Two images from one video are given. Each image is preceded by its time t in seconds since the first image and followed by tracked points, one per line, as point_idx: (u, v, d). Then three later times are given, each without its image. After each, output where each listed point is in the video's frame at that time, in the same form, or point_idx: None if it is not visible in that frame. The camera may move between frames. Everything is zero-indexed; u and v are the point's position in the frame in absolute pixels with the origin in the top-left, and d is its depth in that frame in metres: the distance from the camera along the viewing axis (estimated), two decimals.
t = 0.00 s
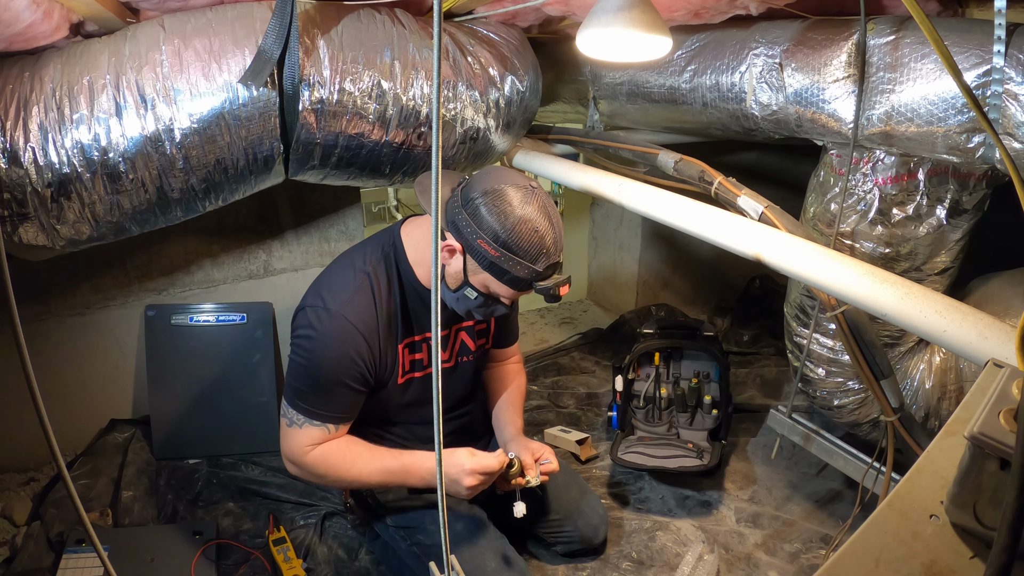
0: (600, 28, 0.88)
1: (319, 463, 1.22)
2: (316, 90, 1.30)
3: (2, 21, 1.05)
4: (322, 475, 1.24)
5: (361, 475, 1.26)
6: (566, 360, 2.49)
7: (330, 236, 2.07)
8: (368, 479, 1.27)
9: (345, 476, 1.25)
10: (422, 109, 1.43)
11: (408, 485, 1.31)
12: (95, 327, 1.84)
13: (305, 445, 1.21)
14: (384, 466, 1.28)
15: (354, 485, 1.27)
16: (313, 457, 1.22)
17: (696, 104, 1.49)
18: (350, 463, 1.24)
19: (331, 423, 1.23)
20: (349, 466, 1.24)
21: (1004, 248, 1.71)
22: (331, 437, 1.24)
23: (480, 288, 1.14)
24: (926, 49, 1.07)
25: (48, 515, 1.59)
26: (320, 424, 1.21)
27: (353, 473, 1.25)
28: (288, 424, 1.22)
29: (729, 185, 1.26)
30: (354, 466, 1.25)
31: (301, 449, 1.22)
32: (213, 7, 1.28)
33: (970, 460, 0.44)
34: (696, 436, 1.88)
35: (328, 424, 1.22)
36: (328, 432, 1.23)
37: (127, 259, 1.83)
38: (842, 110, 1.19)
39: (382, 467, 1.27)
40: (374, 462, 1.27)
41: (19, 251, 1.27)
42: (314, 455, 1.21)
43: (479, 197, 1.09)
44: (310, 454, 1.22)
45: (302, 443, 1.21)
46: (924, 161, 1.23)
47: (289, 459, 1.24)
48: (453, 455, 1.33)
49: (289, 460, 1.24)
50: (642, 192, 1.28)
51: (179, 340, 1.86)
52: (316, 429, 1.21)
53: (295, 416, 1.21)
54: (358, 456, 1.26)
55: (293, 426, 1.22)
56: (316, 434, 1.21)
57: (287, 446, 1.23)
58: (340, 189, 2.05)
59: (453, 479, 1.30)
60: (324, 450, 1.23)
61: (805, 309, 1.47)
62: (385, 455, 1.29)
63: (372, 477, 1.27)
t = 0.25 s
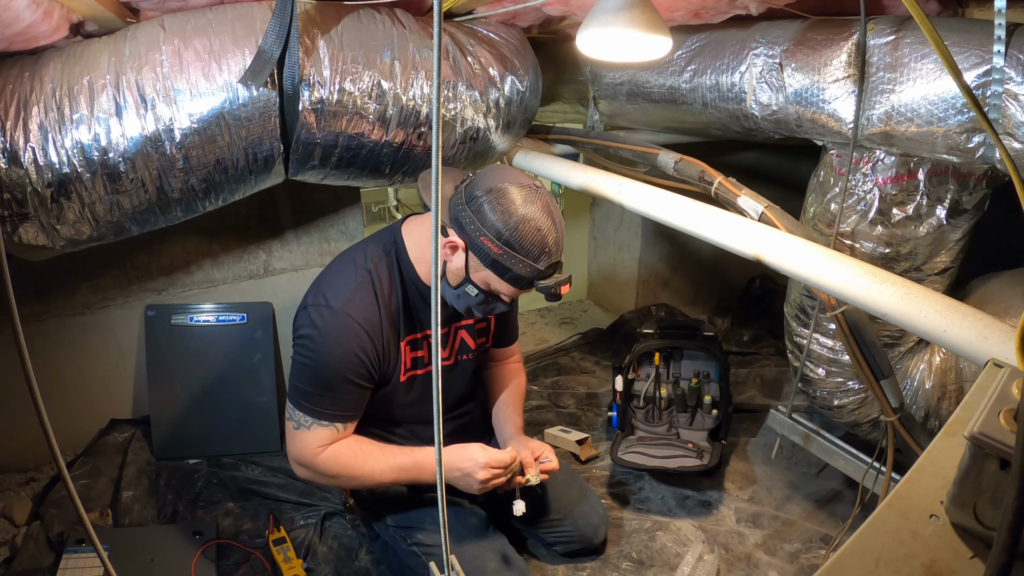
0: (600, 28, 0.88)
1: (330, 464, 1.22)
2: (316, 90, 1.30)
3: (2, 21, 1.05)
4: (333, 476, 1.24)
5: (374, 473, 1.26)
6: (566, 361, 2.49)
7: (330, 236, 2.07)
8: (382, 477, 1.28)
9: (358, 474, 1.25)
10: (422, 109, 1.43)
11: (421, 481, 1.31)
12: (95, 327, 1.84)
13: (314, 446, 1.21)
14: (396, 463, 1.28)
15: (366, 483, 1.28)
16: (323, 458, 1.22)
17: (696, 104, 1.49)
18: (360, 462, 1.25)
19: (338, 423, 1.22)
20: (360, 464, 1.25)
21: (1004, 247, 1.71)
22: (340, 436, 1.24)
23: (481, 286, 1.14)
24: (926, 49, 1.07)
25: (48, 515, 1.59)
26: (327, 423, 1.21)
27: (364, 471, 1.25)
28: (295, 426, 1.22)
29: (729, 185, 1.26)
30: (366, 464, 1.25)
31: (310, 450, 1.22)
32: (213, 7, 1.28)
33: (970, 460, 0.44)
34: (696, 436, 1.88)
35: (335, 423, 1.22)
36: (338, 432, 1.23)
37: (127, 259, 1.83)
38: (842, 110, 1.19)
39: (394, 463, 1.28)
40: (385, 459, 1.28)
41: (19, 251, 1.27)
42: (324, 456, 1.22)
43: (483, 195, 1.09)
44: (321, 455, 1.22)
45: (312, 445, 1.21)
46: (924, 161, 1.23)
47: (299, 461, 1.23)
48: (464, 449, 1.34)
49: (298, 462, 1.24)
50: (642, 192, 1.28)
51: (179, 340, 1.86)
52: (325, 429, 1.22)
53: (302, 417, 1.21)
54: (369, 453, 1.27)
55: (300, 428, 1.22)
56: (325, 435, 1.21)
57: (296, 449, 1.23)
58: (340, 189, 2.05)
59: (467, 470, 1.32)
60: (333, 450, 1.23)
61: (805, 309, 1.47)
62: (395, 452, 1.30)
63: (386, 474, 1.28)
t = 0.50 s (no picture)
0: (600, 28, 0.88)
1: (330, 465, 1.22)
2: (316, 90, 1.30)
3: (2, 21, 1.05)
4: (332, 477, 1.24)
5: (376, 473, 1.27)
6: (566, 361, 2.49)
7: (330, 236, 2.07)
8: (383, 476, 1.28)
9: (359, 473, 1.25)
10: (422, 109, 1.43)
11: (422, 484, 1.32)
12: (95, 327, 1.84)
13: (315, 447, 1.21)
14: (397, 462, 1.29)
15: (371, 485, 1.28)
16: (323, 459, 1.22)
17: (696, 104, 1.49)
18: (362, 463, 1.25)
19: (341, 423, 1.22)
20: (362, 465, 1.25)
21: (1004, 247, 1.71)
22: (340, 437, 1.24)
23: (489, 288, 1.13)
24: (926, 49, 1.07)
25: (48, 515, 1.59)
26: (330, 424, 1.21)
27: (366, 472, 1.25)
28: (298, 426, 1.22)
29: (729, 185, 1.26)
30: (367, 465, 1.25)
31: (311, 451, 1.21)
32: (213, 7, 1.28)
33: (970, 460, 0.44)
34: (696, 436, 1.88)
35: (339, 424, 1.22)
36: (339, 433, 1.23)
37: (127, 259, 1.83)
38: (842, 110, 1.19)
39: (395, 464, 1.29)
40: (387, 460, 1.28)
41: (19, 251, 1.27)
42: (324, 457, 1.21)
43: (493, 198, 1.09)
44: (321, 456, 1.22)
45: (312, 445, 1.21)
46: (924, 161, 1.23)
47: (299, 463, 1.23)
48: (469, 450, 1.34)
49: (299, 464, 1.23)
50: (642, 192, 1.28)
51: (179, 340, 1.86)
52: (326, 430, 1.21)
53: (305, 418, 1.21)
54: (370, 454, 1.27)
55: (303, 428, 1.21)
56: (325, 435, 1.21)
57: (296, 450, 1.23)
58: (340, 189, 2.05)
59: (472, 468, 1.32)
60: (334, 451, 1.23)
61: (805, 309, 1.47)
62: (397, 453, 1.31)
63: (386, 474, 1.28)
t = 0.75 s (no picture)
0: (601, 28, 0.88)
1: (344, 466, 1.19)
2: (316, 90, 1.30)
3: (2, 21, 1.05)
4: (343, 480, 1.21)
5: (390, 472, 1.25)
6: (566, 361, 2.49)
7: (330, 236, 2.07)
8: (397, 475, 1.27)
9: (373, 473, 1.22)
10: (422, 109, 1.43)
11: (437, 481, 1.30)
12: (95, 327, 1.84)
13: (327, 449, 1.18)
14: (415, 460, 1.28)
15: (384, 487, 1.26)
16: (336, 461, 1.18)
17: (696, 104, 1.49)
18: (378, 464, 1.23)
19: (356, 425, 1.20)
20: (378, 466, 1.23)
21: (1004, 247, 1.71)
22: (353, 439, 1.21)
23: (509, 295, 1.14)
24: (926, 49, 1.07)
25: (48, 515, 1.59)
26: (345, 425, 1.18)
27: (382, 472, 1.23)
28: (309, 429, 1.18)
29: (729, 185, 1.26)
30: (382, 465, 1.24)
31: (322, 454, 1.18)
32: (213, 7, 1.28)
33: (970, 460, 0.44)
34: (696, 436, 1.88)
35: (354, 426, 1.19)
36: (353, 434, 1.20)
37: (127, 259, 1.83)
38: (842, 110, 1.19)
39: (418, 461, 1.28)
40: (405, 457, 1.27)
41: (19, 251, 1.27)
42: (338, 458, 1.18)
43: (516, 207, 1.08)
44: (334, 458, 1.18)
45: (325, 447, 1.18)
46: (924, 161, 1.23)
47: (310, 466, 1.19)
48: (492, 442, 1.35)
49: (310, 467, 1.19)
50: (642, 192, 1.28)
51: (179, 340, 1.86)
52: (341, 431, 1.18)
53: (320, 420, 1.17)
54: (387, 452, 1.25)
55: (315, 431, 1.18)
56: (339, 436, 1.18)
57: (307, 451, 1.19)
58: (340, 189, 2.05)
59: (496, 457, 1.31)
60: (347, 453, 1.19)
61: (805, 309, 1.47)
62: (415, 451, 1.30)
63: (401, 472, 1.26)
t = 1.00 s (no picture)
0: (601, 28, 0.88)
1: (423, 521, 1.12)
2: (316, 90, 1.30)
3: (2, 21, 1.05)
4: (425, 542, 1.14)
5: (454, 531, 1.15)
6: (565, 361, 2.49)
7: (330, 236, 2.07)
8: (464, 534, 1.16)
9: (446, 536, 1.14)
10: (422, 109, 1.43)
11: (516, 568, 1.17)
12: (95, 327, 1.84)
13: (405, 500, 1.13)
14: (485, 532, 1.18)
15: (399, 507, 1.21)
16: (416, 513, 1.12)
17: (696, 104, 1.49)
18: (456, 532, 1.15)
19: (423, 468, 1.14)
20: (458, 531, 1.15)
21: (1004, 247, 1.71)
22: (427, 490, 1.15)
23: (554, 322, 1.08)
24: (926, 49, 1.07)
25: (48, 515, 1.59)
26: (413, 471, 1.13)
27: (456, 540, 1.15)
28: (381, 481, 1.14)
29: (729, 185, 1.26)
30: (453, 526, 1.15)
31: (399, 506, 1.13)
32: (213, 7, 1.28)
33: (970, 460, 0.44)
34: (696, 436, 1.88)
35: (422, 469, 1.14)
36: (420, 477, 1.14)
37: (127, 259, 1.83)
38: (842, 110, 1.19)
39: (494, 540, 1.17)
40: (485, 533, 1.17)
41: (19, 251, 1.27)
42: (417, 513, 1.12)
43: (563, 231, 1.01)
44: (411, 512, 1.13)
45: (403, 499, 1.13)
46: (924, 161, 1.23)
47: (389, 518, 1.14)
48: (580, 544, 1.19)
49: (387, 519, 1.15)
50: (642, 191, 1.28)
51: (179, 340, 1.86)
52: (411, 477, 1.13)
53: (385, 468, 1.12)
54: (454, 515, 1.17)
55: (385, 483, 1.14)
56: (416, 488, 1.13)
57: (385, 505, 1.14)
58: (340, 189, 2.05)
59: (576, 564, 1.16)
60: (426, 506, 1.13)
61: (805, 309, 1.47)
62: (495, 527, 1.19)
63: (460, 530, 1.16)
